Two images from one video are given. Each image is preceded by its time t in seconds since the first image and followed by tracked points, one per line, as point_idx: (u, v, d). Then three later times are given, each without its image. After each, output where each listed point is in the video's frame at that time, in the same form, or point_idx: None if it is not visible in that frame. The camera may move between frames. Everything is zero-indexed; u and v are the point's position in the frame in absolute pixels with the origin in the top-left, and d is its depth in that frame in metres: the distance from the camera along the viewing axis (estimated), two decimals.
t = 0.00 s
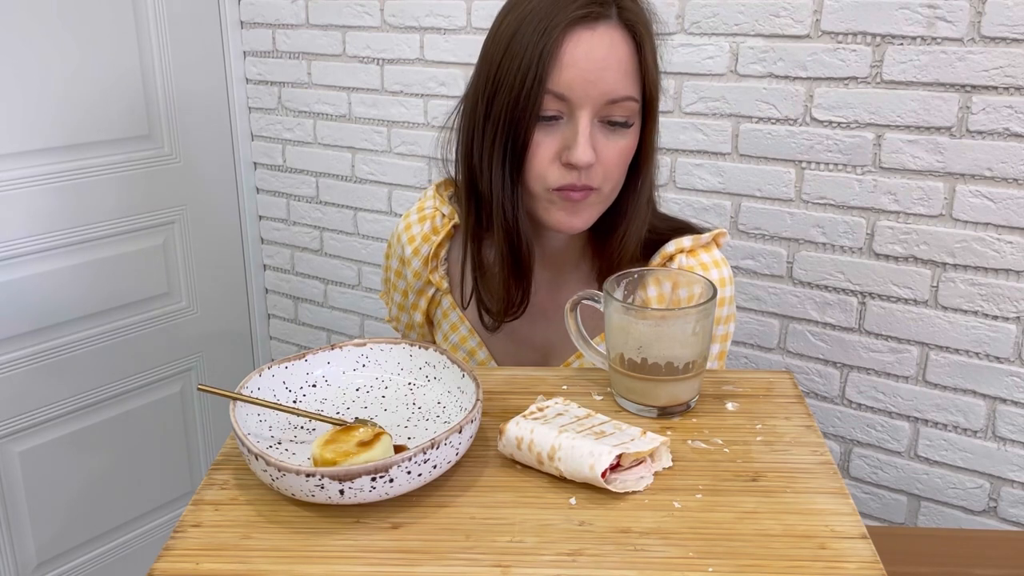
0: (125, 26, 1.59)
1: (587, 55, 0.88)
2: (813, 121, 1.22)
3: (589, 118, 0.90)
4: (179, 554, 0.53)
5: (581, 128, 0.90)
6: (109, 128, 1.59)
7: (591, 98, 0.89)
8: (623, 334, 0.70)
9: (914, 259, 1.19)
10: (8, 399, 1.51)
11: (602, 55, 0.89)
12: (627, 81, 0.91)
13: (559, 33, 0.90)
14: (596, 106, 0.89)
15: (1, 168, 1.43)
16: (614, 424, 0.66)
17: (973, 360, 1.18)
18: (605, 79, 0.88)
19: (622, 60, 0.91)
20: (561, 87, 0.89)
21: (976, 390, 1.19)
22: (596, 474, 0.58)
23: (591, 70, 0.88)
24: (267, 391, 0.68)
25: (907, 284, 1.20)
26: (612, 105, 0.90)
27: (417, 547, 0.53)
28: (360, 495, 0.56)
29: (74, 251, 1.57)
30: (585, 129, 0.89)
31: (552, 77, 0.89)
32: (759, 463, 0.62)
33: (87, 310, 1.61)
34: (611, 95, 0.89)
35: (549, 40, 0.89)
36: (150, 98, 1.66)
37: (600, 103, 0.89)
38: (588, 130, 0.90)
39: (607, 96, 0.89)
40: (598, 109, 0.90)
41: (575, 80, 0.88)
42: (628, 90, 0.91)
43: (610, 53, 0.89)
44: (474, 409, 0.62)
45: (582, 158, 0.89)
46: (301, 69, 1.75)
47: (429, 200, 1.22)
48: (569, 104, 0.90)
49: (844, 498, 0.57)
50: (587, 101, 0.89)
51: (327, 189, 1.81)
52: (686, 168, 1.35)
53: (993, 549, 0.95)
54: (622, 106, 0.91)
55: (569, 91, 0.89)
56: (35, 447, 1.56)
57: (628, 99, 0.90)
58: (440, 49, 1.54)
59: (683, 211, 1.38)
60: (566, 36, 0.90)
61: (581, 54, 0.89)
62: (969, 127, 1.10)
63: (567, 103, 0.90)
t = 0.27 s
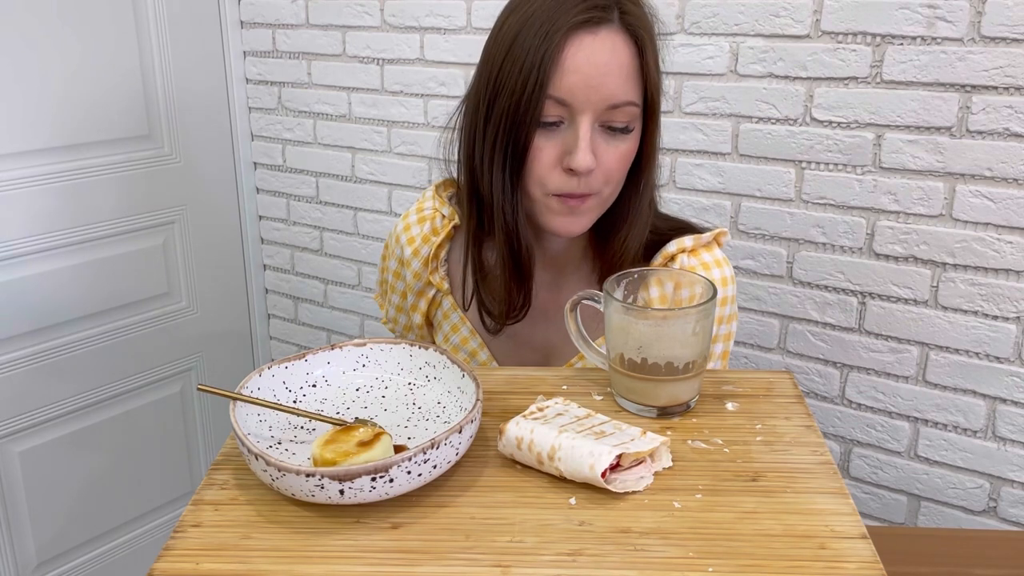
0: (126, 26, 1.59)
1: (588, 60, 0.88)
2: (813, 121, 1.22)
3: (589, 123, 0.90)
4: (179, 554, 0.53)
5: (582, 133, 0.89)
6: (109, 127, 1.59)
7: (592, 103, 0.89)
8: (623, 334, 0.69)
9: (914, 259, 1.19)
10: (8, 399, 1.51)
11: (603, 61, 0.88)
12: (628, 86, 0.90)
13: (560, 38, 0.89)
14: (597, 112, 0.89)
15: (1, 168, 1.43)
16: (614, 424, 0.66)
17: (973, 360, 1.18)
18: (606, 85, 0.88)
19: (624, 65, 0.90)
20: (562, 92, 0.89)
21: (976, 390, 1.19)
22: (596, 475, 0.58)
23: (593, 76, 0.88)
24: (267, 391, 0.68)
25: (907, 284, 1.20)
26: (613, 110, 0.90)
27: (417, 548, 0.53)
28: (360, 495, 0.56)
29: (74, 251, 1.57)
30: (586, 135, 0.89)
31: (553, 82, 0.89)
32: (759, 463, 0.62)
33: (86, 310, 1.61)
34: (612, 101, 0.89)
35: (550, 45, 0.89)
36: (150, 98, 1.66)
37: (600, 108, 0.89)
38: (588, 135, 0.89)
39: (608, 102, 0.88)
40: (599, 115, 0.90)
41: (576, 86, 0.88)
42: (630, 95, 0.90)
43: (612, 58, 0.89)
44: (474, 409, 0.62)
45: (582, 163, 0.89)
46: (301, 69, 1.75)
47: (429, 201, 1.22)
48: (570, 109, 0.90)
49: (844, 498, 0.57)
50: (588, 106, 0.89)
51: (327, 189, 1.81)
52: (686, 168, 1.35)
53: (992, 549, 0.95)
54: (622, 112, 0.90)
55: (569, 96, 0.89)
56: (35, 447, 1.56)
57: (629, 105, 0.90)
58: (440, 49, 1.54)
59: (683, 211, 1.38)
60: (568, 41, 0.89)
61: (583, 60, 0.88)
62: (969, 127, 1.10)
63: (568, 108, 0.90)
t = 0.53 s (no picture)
0: (126, 26, 1.59)
1: (590, 64, 0.88)
2: (813, 121, 1.22)
3: (592, 126, 0.90)
4: (179, 554, 0.53)
5: (585, 136, 0.89)
6: (109, 127, 1.59)
7: (595, 106, 0.89)
8: (623, 334, 0.69)
9: (913, 259, 1.19)
10: (7, 399, 1.51)
11: (606, 64, 0.88)
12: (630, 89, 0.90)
13: (563, 41, 0.89)
14: (600, 115, 0.89)
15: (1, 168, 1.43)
16: (614, 424, 0.66)
17: (973, 360, 1.18)
18: (608, 88, 0.88)
19: (626, 68, 0.90)
20: (564, 95, 0.89)
21: (976, 390, 1.19)
22: (596, 474, 0.58)
23: (595, 79, 0.88)
24: (267, 391, 0.68)
25: (907, 284, 1.20)
26: (616, 113, 0.90)
27: (417, 547, 0.53)
28: (360, 495, 0.56)
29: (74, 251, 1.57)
30: (588, 137, 0.89)
31: (555, 85, 0.89)
32: (759, 463, 0.62)
33: (86, 310, 1.61)
34: (614, 103, 0.89)
35: (553, 48, 0.89)
36: (150, 98, 1.66)
37: (603, 111, 0.89)
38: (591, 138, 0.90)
39: (612, 105, 0.89)
40: (601, 117, 0.90)
41: (579, 89, 0.88)
42: (632, 98, 0.90)
43: (614, 61, 0.89)
44: (474, 409, 0.62)
45: (584, 166, 0.89)
46: (301, 70, 1.75)
47: (427, 198, 1.22)
48: (573, 112, 0.90)
49: (844, 498, 0.57)
50: (591, 110, 0.89)
51: (327, 189, 1.81)
52: (686, 168, 1.35)
53: (993, 548, 0.95)
54: (624, 114, 0.90)
55: (572, 99, 0.89)
56: (35, 447, 1.56)
57: (632, 107, 0.90)
58: (440, 49, 1.54)
59: (683, 211, 1.38)
60: (570, 45, 0.89)
61: (585, 63, 0.88)
62: (969, 127, 1.10)
63: (570, 111, 0.90)
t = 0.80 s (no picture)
0: (126, 26, 1.59)
1: (610, 64, 0.89)
2: (813, 121, 1.22)
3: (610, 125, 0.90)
4: (179, 554, 0.53)
5: (604, 135, 0.90)
6: (108, 127, 1.59)
7: (614, 106, 0.89)
8: (623, 334, 0.69)
9: (914, 259, 1.19)
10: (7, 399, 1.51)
11: (624, 64, 0.89)
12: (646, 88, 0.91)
13: (582, 41, 0.89)
14: (618, 114, 0.90)
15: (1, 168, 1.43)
16: (614, 424, 0.66)
17: (973, 360, 1.18)
18: (627, 88, 0.89)
19: (642, 68, 0.91)
20: (585, 95, 0.89)
21: (976, 390, 1.19)
22: (596, 475, 0.58)
23: (616, 80, 0.88)
24: (267, 391, 0.68)
25: (907, 284, 1.20)
26: (631, 110, 0.91)
27: (416, 547, 0.53)
28: (360, 495, 0.56)
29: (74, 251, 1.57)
30: (608, 137, 0.90)
31: (575, 85, 0.89)
32: (759, 463, 0.62)
33: (86, 310, 1.61)
34: (631, 102, 0.90)
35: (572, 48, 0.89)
36: (150, 98, 1.66)
37: (621, 111, 0.90)
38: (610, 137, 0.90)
39: (629, 104, 0.89)
40: (619, 117, 0.90)
41: (599, 89, 0.89)
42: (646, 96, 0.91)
43: (632, 62, 0.90)
44: (474, 409, 0.62)
45: (606, 166, 0.89)
46: (301, 69, 1.75)
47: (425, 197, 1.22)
48: (592, 112, 0.90)
49: (844, 498, 0.57)
50: (611, 109, 0.89)
51: (328, 189, 1.81)
52: (686, 168, 1.35)
53: (992, 548, 0.95)
54: (639, 111, 0.91)
55: (592, 99, 0.89)
56: (35, 447, 1.56)
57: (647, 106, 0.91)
58: (440, 49, 1.54)
59: (683, 211, 1.38)
60: (589, 44, 0.89)
61: (605, 63, 0.88)
62: (969, 127, 1.10)
63: (589, 110, 0.90)
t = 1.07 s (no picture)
0: (126, 26, 1.59)
1: (602, 55, 0.89)
2: (813, 121, 1.22)
3: (606, 116, 0.90)
4: (179, 554, 0.53)
5: (601, 126, 0.90)
6: (108, 127, 1.59)
7: (609, 97, 0.89)
8: (623, 334, 0.69)
9: (913, 259, 1.19)
10: (7, 399, 1.51)
11: (616, 55, 0.89)
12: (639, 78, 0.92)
13: (573, 34, 0.90)
14: (613, 104, 0.90)
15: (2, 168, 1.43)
16: (614, 424, 0.66)
17: (973, 360, 1.18)
18: (620, 78, 0.89)
19: (634, 58, 0.92)
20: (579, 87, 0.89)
21: (976, 390, 1.19)
22: (596, 475, 0.58)
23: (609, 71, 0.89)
24: (267, 391, 0.68)
25: (907, 284, 1.20)
26: (626, 100, 0.91)
27: (417, 547, 0.53)
28: (360, 495, 0.56)
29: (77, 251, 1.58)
30: (604, 128, 0.90)
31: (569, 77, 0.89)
32: (759, 463, 0.62)
33: (87, 310, 1.61)
34: (626, 93, 0.90)
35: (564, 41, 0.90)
36: (150, 97, 1.66)
37: (616, 101, 0.90)
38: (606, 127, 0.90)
39: (624, 94, 0.90)
40: (615, 107, 0.91)
41: (594, 80, 0.89)
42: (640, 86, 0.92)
43: (624, 52, 0.90)
44: (474, 408, 0.62)
45: (603, 156, 0.89)
46: (301, 70, 1.75)
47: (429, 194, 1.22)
48: (588, 104, 0.90)
49: (844, 498, 0.57)
50: (607, 100, 0.90)
51: (327, 189, 1.81)
52: (686, 168, 1.35)
53: (992, 548, 0.95)
54: (633, 101, 0.92)
55: (587, 91, 0.89)
56: (35, 447, 1.56)
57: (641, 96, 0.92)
58: (440, 49, 1.54)
59: (683, 211, 1.38)
60: (582, 37, 0.90)
61: (598, 55, 0.89)
62: (969, 127, 1.10)
63: (585, 102, 0.90)
